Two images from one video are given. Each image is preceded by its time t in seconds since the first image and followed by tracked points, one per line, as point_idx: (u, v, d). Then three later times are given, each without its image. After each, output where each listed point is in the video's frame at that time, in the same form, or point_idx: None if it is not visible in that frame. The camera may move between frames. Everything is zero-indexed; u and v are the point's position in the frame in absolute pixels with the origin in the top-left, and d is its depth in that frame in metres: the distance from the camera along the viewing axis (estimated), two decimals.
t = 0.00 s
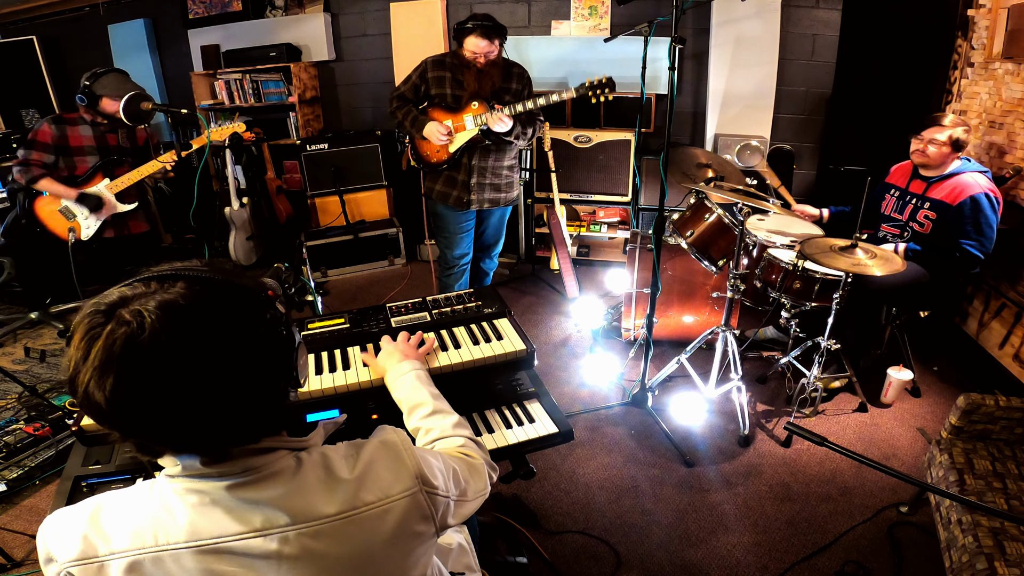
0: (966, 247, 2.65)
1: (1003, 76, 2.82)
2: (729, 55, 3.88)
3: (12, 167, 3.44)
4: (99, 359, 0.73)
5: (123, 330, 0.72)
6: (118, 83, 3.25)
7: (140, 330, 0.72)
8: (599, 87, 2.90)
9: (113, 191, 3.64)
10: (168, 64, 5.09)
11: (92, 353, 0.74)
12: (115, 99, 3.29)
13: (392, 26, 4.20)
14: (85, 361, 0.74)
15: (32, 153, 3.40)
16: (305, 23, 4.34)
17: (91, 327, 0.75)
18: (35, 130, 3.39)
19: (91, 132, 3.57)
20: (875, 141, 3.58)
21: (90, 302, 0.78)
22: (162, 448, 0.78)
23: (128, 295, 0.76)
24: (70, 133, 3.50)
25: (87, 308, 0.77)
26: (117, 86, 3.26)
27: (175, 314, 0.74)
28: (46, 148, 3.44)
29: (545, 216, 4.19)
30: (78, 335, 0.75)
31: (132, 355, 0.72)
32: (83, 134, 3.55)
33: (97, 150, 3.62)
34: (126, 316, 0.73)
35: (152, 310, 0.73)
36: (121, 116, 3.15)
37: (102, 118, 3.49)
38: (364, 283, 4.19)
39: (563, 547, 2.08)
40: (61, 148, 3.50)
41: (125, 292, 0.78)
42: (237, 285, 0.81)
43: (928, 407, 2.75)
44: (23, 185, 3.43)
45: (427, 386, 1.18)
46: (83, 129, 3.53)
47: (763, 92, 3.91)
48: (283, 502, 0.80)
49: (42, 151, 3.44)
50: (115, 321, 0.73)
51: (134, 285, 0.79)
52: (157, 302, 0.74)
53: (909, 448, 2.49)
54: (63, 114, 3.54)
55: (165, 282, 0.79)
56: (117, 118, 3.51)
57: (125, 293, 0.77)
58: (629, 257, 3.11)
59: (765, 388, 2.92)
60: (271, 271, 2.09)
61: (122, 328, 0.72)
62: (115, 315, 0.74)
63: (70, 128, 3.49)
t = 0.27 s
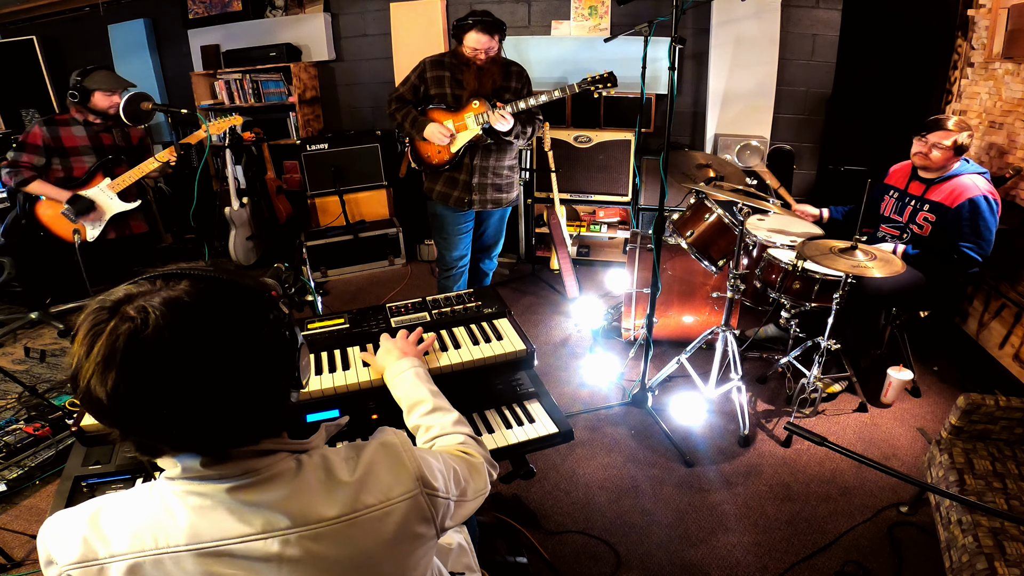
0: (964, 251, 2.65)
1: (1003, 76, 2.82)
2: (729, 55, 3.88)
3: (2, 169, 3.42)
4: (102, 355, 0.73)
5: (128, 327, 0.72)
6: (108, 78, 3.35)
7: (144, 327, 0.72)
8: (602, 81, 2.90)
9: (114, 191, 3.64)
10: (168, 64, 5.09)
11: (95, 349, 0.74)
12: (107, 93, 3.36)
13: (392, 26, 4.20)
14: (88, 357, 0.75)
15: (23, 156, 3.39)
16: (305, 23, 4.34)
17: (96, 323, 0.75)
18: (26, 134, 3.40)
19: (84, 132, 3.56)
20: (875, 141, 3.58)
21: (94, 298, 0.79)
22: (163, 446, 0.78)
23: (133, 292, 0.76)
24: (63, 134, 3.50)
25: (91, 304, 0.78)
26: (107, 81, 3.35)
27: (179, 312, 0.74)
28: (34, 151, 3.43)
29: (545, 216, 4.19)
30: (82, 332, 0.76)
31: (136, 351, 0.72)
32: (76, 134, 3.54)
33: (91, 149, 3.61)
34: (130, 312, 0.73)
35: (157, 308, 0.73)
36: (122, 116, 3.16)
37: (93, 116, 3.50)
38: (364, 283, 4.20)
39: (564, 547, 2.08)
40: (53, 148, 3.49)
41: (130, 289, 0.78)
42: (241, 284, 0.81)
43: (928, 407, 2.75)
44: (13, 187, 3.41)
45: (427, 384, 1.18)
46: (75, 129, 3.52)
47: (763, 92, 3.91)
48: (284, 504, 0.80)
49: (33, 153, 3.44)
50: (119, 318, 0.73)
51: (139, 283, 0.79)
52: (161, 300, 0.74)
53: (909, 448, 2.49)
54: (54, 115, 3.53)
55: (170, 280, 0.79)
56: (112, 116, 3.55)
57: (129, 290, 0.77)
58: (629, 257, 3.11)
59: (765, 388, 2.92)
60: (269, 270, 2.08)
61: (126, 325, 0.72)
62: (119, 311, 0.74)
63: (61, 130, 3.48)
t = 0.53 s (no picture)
0: (963, 251, 2.65)
1: (1004, 76, 2.82)
2: (729, 55, 3.88)
3: None
4: (101, 359, 0.73)
5: (126, 331, 0.72)
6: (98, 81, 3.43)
7: (143, 331, 0.72)
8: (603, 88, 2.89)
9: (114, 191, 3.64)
10: (167, 64, 5.09)
11: (94, 353, 0.74)
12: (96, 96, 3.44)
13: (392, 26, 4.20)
14: (87, 361, 0.75)
15: (15, 160, 3.38)
16: (305, 23, 4.34)
17: (94, 327, 0.75)
18: (15, 136, 3.37)
19: (75, 134, 3.56)
20: (875, 141, 3.58)
21: (93, 302, 0.78)
22: (163, 450, 0.78)
23: (132, 296, 0.76)
24: (52, 136, 3.50)
25: (90, 308, 0.77)
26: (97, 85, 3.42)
27: (178, 316, 0.74)
28: (24, 156, 3.41)
29: (545, 216, 4.19)
30: (81, 336, 0.76)
31: (135, 355, 0.72)
32: (67, 136, 3.54)
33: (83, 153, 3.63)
34: (129, 316, 0.73)
35: (155, 312, 0.73)
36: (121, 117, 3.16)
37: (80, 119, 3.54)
38: (364, 283, 4.19)
39: (564, 547, 2.08)
40: (44, 152, 3.48)
41: (128, 293, 0.78)
42: (240, 287, 0.81)
43: (928, 407, 2.75)
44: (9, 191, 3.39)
45: (428, 384, 1.18)
46: (66, 131, 3.52)
47: (763, 92, 3.91)
48: (284, 506, 0.80)
49: (25, 157, 3.42)
50: (118, 322, 0.73)
51: (138, 286, 0.79)
52: (160, 304, 0.74)
53: (909, 448, 2.49)
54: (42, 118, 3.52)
55: (169, 283, 0.79)
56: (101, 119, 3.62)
57: (128, 294, 0.77)
58: (629, 257, 3.11)
59: (765, 388, 2.91)
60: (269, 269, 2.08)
61: (124, 329, 0.72)
62: (118, 315, 0.74)
63: (51, 132, 3.48)
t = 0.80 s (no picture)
0: (965, 251, 2.65)
1: (1003, 76, 2.82)
2: (729, 55, 3.88)
3: None
4: (100, 362, 0.73)
5: (126, 334, 0.72)
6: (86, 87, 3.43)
7: (142, 333, 0.72)
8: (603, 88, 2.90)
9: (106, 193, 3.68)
10: (167, 64, 5.09)
11: (93, 356, 0.74)
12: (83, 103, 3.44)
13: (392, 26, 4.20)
14: (86, 364, 0.75)
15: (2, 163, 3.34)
16: (305, 23, 4.34)
17: (92, 330, 0.75)
18: (5, 139, 3.34)
19: (64, 137, 3.54)
20: (875, 140, 3.58)
21: (91, 304, 0.78)
22: (163, 452, 0.78)
23: (131, 299, 0.76)
24: (43, 139, 3.47)
25: (88, 311, 0.77)
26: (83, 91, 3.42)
27: (178, 318, 0.74)
28: (23, 158, 3.40)
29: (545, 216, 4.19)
30: (80, 339, 0.76)
31: (134, 358, 0.72)
32: (56, 139, 3.52)
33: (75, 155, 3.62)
34: (128, 320, 0.73)
35: (155, 315, 0.73)
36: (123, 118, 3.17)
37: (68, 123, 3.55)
38: (364, 283, 4.19)
39: (564, 546, 2.08)
40: (35, 156, 3.46)
41: (127, 295, 0.78)
42: (240, 289, 0.81)
43: (928, 407, 2.75)
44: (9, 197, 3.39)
45: (433, 380, 1.18)
46: (55, 134, 3.49)
47: (763, 92, 3.91)
48: (285, 507, 0.80)
49: (21, 160, 3.41)
50: (117, 325, 0.73)
51: (138, 289, 0.79)
52: (160, 306, 0.74)
53: (909, 448, 2.49)
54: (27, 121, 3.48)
55: (168, 286, 0.79)
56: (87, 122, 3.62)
57: (128, 296, 0.77)
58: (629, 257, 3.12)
59: (764, 388, 2.91)
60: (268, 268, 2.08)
61: (124, 332, 0.72)
62: (117, 318, 0.74)
63: (40, 135, 3.45)
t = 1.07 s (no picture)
0: (965, 251, 2.65)
1: (1004, 76, 2.82)
2: (729, 55, 3.88)
3: None
4: (105, 361, 0.73)
5: (131, 333, 0.72)
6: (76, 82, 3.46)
7: (147, 332, 0.72)
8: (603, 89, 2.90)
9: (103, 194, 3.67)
10: (168, 64, 5.09)
11: (99, 355, 0.74)
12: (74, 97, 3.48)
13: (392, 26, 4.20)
14: (92, 363, 0.75)
15: None
16: (305, 22, 4.34)
17: (97, 328, 0.75)
18: None
19: (58, 138, 3.53)
20: (875, 140, 3.58)
21: (97, 303, 0.78)
22: (167, 450, 0.78)
23: (136, 297, 0.76)
24: (36, 141, 3.46)
25: (94, 309, 0.78)
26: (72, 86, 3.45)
27: (182, 316, 0.74)
28: (13, 163, 3.38)
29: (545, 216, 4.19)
30: (85, 337, 0.76)
31: (139, 356, 0.72)
32: (51, 140, 3.51)
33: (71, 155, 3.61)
34: (132, 319, 0.73)
35: (160, 313, 0.73)
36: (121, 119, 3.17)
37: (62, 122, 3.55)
38: (364, 283, 4.19)
39: (564, 546, 2.08)
40: (29, 158, 3.44)
41: (132, 294, 0.78)
42: (244, 287, 0.80)
43: (928, 407, 2.75)
44: None
45: (433, 381, 1.18)
46: (48, 135, 3.49)
47: (763, 92, 3.91)
48: (287, 505, 0.80)
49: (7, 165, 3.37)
50: (123, 323, 0.73)
51: (143, 287, 0.79)
52: (165, 305, 0.74)
53: (909, 448, 2.49)
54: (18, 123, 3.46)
55: (173, 284, 0.79)
56: (80, 120, 3.62)
57: (133, 294, 0.77)
58: (629, 257, 3.12)
59: (764, 388, 2.92)
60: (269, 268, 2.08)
61: (129, 330, 0.72)
62: (122, 317, 0.74)
63: (33, 137, 3.44)
